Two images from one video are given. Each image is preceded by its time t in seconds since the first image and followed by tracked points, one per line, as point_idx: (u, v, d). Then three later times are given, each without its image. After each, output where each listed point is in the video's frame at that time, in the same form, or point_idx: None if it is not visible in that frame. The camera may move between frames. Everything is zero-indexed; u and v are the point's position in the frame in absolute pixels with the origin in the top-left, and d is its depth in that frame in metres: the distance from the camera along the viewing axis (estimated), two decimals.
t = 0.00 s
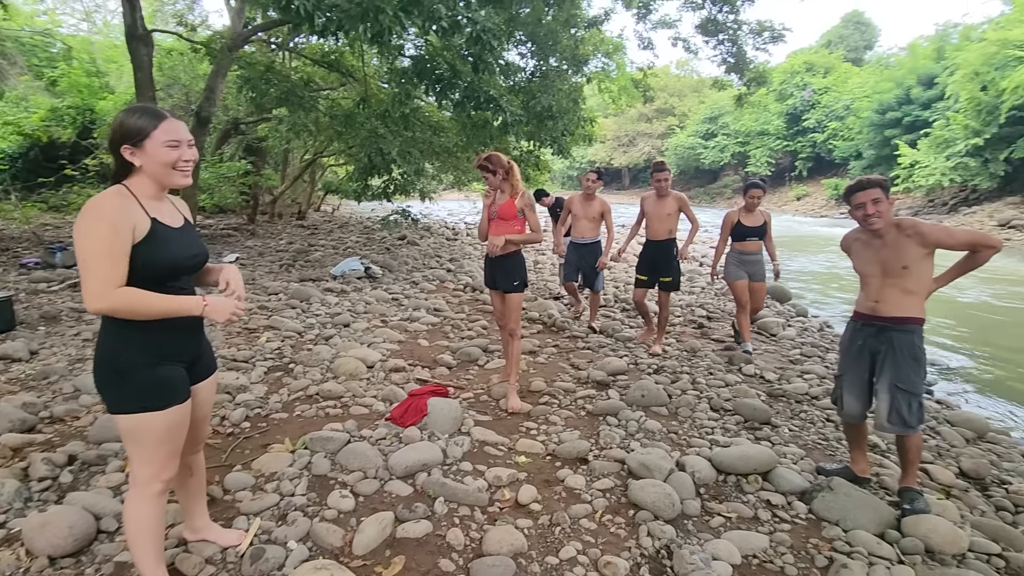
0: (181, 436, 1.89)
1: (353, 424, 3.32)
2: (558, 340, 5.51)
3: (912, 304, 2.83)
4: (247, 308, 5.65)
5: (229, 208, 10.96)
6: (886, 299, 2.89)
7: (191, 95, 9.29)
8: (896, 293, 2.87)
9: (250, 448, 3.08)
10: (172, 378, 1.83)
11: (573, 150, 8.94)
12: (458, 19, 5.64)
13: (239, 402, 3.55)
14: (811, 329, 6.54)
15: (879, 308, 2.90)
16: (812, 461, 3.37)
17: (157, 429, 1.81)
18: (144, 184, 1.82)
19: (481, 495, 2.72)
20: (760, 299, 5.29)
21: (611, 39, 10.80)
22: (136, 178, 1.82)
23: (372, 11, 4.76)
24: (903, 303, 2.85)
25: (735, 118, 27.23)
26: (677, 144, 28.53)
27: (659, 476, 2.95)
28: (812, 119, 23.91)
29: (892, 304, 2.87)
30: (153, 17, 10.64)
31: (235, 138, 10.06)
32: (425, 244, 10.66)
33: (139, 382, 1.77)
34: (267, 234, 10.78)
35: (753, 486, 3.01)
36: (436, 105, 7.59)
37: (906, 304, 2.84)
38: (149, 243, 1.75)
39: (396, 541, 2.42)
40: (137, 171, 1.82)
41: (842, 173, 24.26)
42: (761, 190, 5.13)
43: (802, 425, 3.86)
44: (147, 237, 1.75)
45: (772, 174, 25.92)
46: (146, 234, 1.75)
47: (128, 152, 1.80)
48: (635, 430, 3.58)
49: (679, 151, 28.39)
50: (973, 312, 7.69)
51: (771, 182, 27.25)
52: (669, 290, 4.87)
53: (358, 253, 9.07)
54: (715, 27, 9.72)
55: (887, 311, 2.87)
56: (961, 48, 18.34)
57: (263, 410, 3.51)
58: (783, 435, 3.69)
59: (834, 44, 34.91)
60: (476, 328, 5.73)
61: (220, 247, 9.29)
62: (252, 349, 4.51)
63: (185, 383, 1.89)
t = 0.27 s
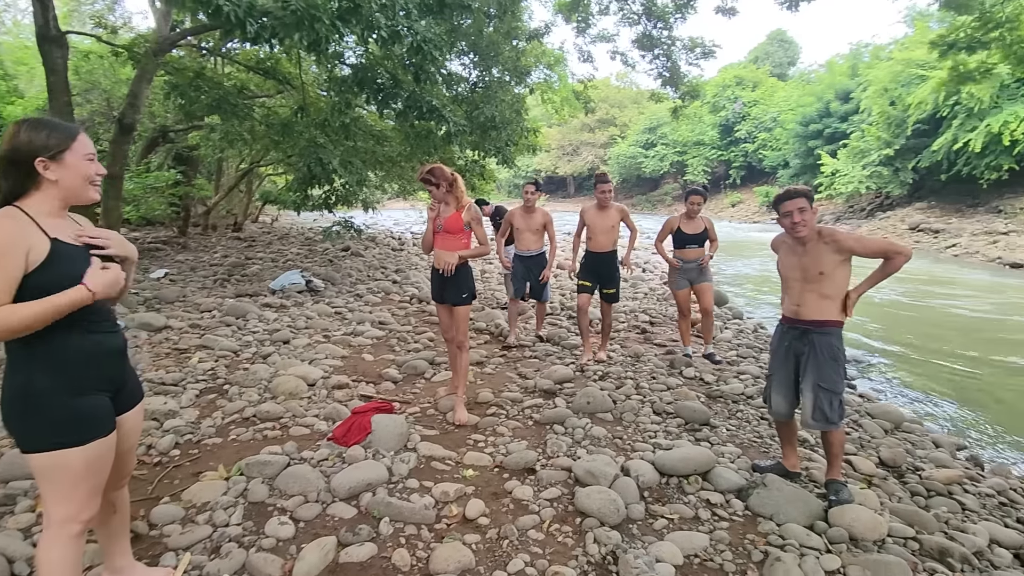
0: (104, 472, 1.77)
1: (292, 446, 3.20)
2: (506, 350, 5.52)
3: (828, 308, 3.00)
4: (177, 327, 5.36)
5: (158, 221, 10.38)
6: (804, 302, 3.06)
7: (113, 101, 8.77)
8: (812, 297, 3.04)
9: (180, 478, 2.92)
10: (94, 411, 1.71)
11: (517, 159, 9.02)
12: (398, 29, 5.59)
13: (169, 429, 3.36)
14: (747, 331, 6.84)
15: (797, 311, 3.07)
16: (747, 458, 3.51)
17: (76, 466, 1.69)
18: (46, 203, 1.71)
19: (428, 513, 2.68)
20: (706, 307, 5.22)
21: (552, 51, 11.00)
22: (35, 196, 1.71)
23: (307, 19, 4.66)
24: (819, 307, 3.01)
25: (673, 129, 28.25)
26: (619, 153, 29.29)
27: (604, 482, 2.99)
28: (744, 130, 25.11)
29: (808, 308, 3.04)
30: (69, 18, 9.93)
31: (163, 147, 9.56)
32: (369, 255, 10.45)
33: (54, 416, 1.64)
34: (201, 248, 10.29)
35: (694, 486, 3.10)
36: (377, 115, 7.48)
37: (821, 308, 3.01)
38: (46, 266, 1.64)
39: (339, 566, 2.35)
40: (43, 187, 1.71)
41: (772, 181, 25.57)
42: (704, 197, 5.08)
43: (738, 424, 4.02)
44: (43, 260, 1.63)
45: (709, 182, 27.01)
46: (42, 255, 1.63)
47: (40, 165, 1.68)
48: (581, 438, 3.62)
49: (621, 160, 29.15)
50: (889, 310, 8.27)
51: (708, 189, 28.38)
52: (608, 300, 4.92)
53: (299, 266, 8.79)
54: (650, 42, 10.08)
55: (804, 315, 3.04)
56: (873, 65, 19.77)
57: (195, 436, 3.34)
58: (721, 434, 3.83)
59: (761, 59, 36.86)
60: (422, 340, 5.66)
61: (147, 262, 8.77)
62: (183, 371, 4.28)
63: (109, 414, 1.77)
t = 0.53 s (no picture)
0: (30, 498, 1.65)
1: (242, 461, 3.08)
2: (465, 356, 5.48)
3: (774, 307, 3.11)
4: (118, 341, 5.09)
5: (96, 229, 9.86)
6: (751, 300, 3.17)
7: (45, 102, 8.29)
8: (758, 294, 3.15)
9: (119, 500, 2.76)
10: (23, 432, 1.60)
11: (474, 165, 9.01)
12: (350, 32, 5.49)
13: (108, 449, 3.18)
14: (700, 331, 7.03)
15: (744, 308, 3.18)
16: (702, 456, 3.59)
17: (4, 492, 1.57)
18: None
19: (385, 525, 2.62)
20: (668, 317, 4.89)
21: (508, 58, 11.07)
22: None
23: (254, 21, 4.52)
24: (765, 305, 3.12)
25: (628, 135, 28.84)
26: (576, 159, 29.67)
27: (564, 485, 3.00)
28: (695, 136, 25.87)
29: (754, 305, 3.15)
30: None
31: (101, 151, 9.09)
32: (325, 262, 10.22)
33: None
34: (144, 257, 9.83)
35: (651, 485, 3.15)
36: (330, 119, 7.34)
37: (767, 305, 3.12)
38: None
39: None
40: None
41: (723, 185, 26.42)
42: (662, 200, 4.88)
43: (693, 423, 4.12)
44: None
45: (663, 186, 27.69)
46: None
47: None
48: (540, 442, 3.63)
49: (578, 165, 29.54)
50: (831, 308, 8.67)
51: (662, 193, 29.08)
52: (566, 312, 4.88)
53: (250, 275, 8.51)
54: (604, 50, 10.26)
55: (750, 312, 3.15)
56: (813, 75, 20.73)
57: (137, 456, 3.17)
58: (677, 433, 3.91)
59: (710, 68, 38.09)
60: (380, 348, 5.56)
61: (85, 272, 8.31)
62: (124, 388, 4.06)
63: (38, 436, 1.66)
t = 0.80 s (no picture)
0: None
1: (205, 470, 3.00)
2: (437, 361, 5.45)
3: (740, 307, 3.18)
4: (73, 348, 4.90)
5: (50, 232, 9.49)
6: (720, 300, 3.23)
7: None
8: (726, 295, 3.22)
9: (74, 513, 2.66)
10: None
11: (446, 169, 9.00)
12: (319, 34, 5.43)
13: (61, 460, 3.05)
14: (669, 334, 7.14)
15: (712, 308, 3.24)
16: (670, 456, 3.65)
17: None
18: None
19: (354, 531, 2.58)
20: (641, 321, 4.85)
21: (479, 63, 11.10)
22: None
23: (219, 21, 4.42)
24: (733, 306, 3.19)
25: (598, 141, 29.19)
26: (548, 164, 29.87)
27: (534, 488, 3.00)
28: (664, 143, 26.34)
29: (722, 305, 3.22)
30: None
31: (57, 152, 8.75)
32: (293, 267, 10.04)
33: None
34: (102, 262, 9.49)
35: (621, 486, 3.18)
36: (299, 122, 7.23)
37: (733, 306, 3.19)
38: None
39: None
40: None
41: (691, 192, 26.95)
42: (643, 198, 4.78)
43: (662, 424, 4.17)
44: None
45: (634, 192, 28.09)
46: None
47: None
48: (512, 445, 3.63)
49: (550, 170, 29.74)
50: (794, 311, 8.92)
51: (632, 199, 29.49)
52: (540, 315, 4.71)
53: (215, 280, 8.30)
54: (574, 57, 10.38)
55: (718, 312, 3.21)
56: (777, 85, 21.35)
57: (93, 467, 3.06)
58: (646, 434, 3.96)
59: (678, 77, 38.89)
60: (350, 353, 5.49)
61: (38, 277, 7.98)
62: (80, 396, 3.91)
63: None
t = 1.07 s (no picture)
0: None
1: (186, 476, 2.96)
2: (422, 364, 5.43)
3: (726, 308, 3.22)
4: (50, 353, 4.81)
5: (27, 234, 9.29)
6: (705, 300, 3.26)
7: None
8: (712, 295, 3.24)
9: (50, 520, 2.61)
10: None
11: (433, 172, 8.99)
12: (305, 36, 5.40)
13: (37, 467, 2.99)
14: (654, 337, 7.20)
15: (697, 308, 3.26)
16: (654, 458, 3.67)
17: None
18: None
19: (338, 536, 2.56)
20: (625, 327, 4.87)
21: (467, 66, 11.13)
22: None
23: (203, 21, 4.38)
24: (719, 306, 3.22)
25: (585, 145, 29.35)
26: (534, 168, 29.96)
27: (520, 491, 3.00)
28: (649, 148, 26.56)
29: (707, 305, 3.24)
30: None
31: (34, 152, 8.59)
32: (277, 270, 9.95)
33: None
34: (81, 264, 9.32)
35: (605, 488, 3.20)
36: (284, 124, 7.18)
37: (719, 306, 3.22)
38: None
39: None
40: None
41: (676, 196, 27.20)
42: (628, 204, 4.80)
43: (647, 426, 4.20)
44: None
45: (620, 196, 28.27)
46: None
47: None
48: (497, 448, 3.63)
49: (537, 174, 29.83)
50: (776, 314, 9.04)
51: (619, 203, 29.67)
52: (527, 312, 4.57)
53: (197, 283, 8.19)
54: (561, 62, 10.43)
55: (704, 312, 3.24)
56: (759, 92, 21.65)
57: (70, 473, 3.00)
58: (631, 437, 3.99)
59: (664, 83, 39.26)
60: (335, 357, 5.45)
61: (14, 280, 7.81)
62: (57, 401, 3.84)
63: None
